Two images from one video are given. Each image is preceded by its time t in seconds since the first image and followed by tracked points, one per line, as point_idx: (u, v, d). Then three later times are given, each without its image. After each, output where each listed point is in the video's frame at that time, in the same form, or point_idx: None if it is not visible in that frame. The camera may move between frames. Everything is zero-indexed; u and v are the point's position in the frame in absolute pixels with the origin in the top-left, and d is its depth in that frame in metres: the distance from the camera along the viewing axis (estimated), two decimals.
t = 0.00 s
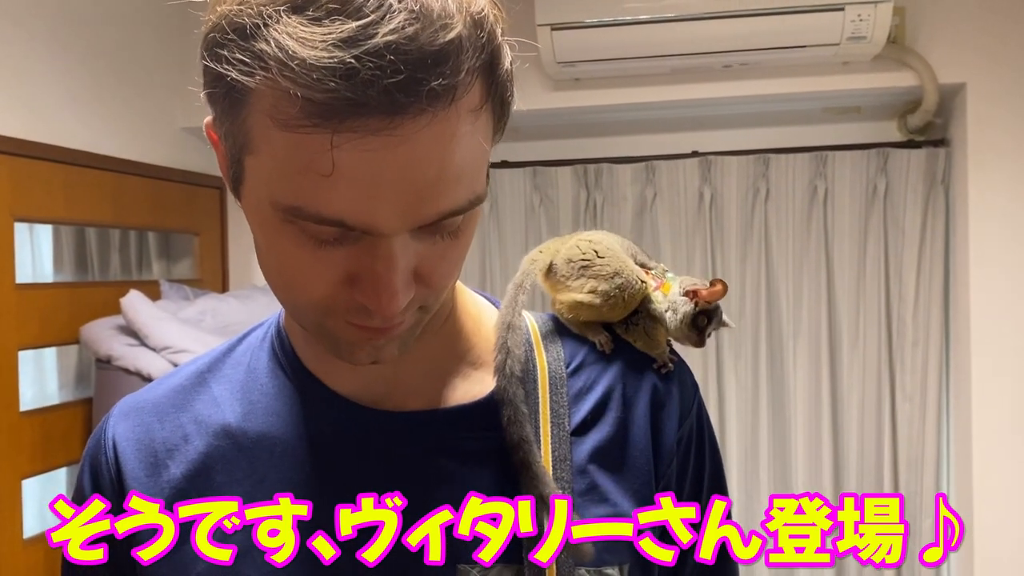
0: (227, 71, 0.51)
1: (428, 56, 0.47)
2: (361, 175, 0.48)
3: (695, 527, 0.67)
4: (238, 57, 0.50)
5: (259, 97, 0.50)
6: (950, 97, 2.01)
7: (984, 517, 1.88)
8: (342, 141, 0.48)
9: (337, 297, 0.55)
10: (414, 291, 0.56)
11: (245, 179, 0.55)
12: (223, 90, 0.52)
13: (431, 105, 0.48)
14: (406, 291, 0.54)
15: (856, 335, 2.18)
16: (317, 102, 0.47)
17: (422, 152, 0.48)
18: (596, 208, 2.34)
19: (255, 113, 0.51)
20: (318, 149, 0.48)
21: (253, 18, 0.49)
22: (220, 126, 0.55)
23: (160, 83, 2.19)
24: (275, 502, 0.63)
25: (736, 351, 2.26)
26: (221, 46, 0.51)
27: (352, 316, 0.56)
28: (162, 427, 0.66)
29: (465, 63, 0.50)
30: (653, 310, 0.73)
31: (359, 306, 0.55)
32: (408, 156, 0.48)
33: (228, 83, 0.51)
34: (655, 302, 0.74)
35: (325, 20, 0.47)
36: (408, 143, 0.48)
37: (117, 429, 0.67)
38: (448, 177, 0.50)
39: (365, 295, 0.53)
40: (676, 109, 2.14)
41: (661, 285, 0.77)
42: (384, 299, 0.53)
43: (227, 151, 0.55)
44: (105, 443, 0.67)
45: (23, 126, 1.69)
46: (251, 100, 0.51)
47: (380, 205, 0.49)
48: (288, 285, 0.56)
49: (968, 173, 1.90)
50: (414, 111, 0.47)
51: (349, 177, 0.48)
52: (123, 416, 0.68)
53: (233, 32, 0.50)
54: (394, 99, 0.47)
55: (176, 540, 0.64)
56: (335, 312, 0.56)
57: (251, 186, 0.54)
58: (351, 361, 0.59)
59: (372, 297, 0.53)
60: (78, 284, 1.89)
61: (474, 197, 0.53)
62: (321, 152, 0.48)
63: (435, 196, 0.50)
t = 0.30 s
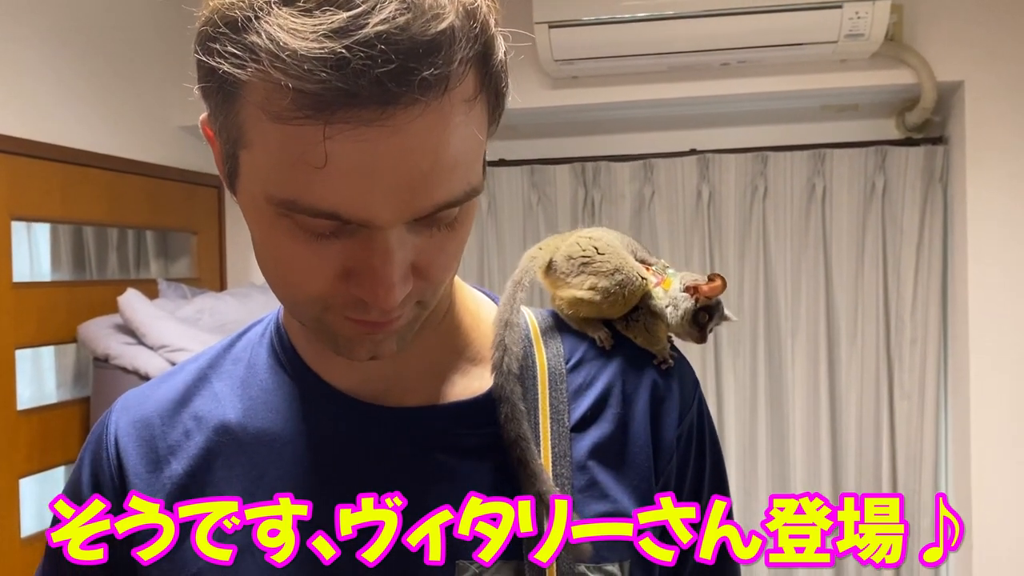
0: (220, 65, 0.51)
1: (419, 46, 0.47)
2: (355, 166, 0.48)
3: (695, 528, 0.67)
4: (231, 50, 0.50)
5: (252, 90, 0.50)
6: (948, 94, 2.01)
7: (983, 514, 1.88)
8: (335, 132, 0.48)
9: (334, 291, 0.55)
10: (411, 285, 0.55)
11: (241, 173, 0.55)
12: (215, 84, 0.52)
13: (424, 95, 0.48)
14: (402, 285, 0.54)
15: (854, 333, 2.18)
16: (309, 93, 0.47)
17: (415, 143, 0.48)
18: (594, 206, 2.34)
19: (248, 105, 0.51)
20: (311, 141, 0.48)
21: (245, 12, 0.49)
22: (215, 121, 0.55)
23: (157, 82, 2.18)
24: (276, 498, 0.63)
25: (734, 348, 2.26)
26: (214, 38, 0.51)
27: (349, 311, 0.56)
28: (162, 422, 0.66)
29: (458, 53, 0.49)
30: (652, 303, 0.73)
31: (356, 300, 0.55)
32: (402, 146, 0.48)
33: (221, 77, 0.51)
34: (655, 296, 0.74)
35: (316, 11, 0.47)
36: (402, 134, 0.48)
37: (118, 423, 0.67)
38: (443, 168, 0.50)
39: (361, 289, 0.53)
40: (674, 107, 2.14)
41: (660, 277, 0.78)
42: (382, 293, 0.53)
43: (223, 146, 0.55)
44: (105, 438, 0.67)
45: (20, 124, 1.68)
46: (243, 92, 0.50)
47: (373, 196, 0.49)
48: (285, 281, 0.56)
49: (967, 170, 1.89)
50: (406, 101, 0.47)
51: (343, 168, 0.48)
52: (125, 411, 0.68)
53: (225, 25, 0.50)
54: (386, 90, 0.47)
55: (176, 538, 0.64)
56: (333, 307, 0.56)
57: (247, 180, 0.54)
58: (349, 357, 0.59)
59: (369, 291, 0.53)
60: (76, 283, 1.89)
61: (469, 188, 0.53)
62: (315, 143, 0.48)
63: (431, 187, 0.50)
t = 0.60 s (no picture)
0: (230, 51, 0.53)
1: (426, 17, 0.50)
2: (370, 138, 0.50)
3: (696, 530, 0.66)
4: (240, 35, 0.52)
5: (262, 74, 0.52)
6: (946, 92, 2.01)
7: (980, 512, 1.88)
8: (349, 105, 0.49)
9: (349, 279, 0.55)
10: (426, 266, 0.55)
11: (248, 164, 0.56)
12: (224, 74, 0.55)
13: (433, 65, 0.50)
14: (419, 264, 0.54)
15: (852, 331, 2.18)
16: (322, 69, 0.49)
17: (428, 112, 0.50)
18: (592, 204, 2.34)
19: (257, 90, 0.52)
20: (325, 116, 0.50)
21: None
22: (220, 117, 0.57)
23: (156, 80, 2.18)
24: (274, 493, 0.62)
25: (732, 346, 2.27)
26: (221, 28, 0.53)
27: (363, 297, 0.55)
28: (162, 420, 0.66)
29: (460, 27, 0.52)
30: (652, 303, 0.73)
31: (372, 285, 0.55)
32: (415, 117, 0.50)
33: (230, 65, 0.54)
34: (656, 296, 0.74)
35: None
36: (414, 105, 0.50)
37: (117, 422, 0.67)
38: (454, 140, 0.52)
39: (379, 272, 0.53)
40: (672, 105, 2.14)
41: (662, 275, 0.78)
42: (398, 273, 0.53)
43: (229, 141, 0.57)
44: (103, 436, 0.67)
45: (18, 122, 1.68)
46: (253, 76, 0.52)
47: (389, 168, 0.50)
48: (296, 270, 0.56)
49: (965, 169, 1.89)
50: (417, 70, 0.50)
51: (358, 140, 0.50)
52: (124, 410, 0.68)
53: (233, 14, 0.53)
54: (398, 60, 0.49)
55: (173, 532, 0.62)
56: (348, 295, 0.55)
57: (256, 170, 0.55)
58: (364, 348, 0.58)
59: (386, 271, 0.53)
60: (74, 281, 1.89)
61: (479, 163, 0.54)
62: (329, 119, 0.50)
63: (444, 159, 0.51)
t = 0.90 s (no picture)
0: (254, 39, 0.55)
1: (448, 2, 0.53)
2: (397, 119, 0.52)
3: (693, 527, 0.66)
4: (266, 22, 0.54)
5: (287, 60, 0.54)
6: (945, 90, 2.01)
7: (980, 510, 1.88)
8: (377, 86, 0.52)
9: (366, 269, 0.55)
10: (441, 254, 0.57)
11: (265, 155, 0.57)
12: (245, 64, 0.57)
13: (455, 46, 0.53)
14: (438, 249, 0.55)
15: (851, 330, 2.18)
16: (352, 51, 0.52)
17: (451, 93, 0.53)
18: (591, 203, 2.34)
19: (281, 77, 0.54)
20: (354, 99, 0.52)
21: None
22: (236, 111, 0.59)
23: (154, 79, 2.18)
24: (271, 493, 0.62)
25: (731, 345, 2.27)
26: (243, 17, 0.56)
27: (381, 287, 0.56)
28: (159, 420, 0.66)
29: (474, 15, 0.56)
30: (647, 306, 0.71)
31: (390, 274, 0.55)
32: (439, 98, 0.52)
33: (254, 52, 0.56)
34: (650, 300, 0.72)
35: None
36: (438, 86, 0.52)
37: (114, 422, 0.67)
38: (472, 122, 0.54)
39: (399, 259, 0.54)
40: (671, 103, 2.14)
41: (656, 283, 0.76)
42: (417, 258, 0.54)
43: (245, 132, 0.58)
44: (101, 437, 0.67)
45: (17, 121, 1.69)
46: (278, 63, 0.55)
47: (414, 147, 0.52)
48: (312, 262, 0.57)
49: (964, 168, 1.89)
50: (442, 52, 0.52)
51: (385, 121, 0.52)
52: (121, 410, 0.68)
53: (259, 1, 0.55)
54: (425, 41, 0.52)
55: (171, 532, 0.62)
56: (365, 285, 0.56)
57: (274, 159, 0.56)
58: (377, 340, 0.58)
59: (407, 256, 0.54)
60: (73, 280, 1.89)
61: (492, 148, 0.57)
62: (358, 101, 0.52)
63: (463, 140, 0.54)
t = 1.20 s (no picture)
0: (265, 34, 0.55)
1: None
2: (409, 115, 0.52)
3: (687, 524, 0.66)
4: (278, 17, 0.54)
5: (298, 55, 0.54)
6: (943, 88, 2.01)
7: (978, 509, 1.88)
8: (390, 83, 0.52)
9: (373, 264, 0.56)
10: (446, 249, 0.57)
11: (272, 150, 0.57)
12: (254, 59, 0.57)
13: (465, 44, 0.54)
14: (443, 244, 0.55)
15: (849, 329, 2.18)
16: (365, 48, 0.52)
17: (461, 90, 0.53)
18: (589, 201, 2.34)
19: (291, 72, 0.54)
20: (366, 95, 0.52)
21: None
22: (242, 106, 0.59)
23: (153, 77, 2.18)
24: (269, 490, 0.62)
25: (730, 344, 2.27)
26: (254, 12, 0.56)
27: (387, 282, 0.56)
28: (157, 418, 0.66)
29: (481, 13, 0.56)
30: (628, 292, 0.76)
31: (396, 269, 0.56)
32: (449, 94, 0.53)
33: (265, 48, 0.55)
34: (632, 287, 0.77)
35: None
36: (448, 83, 0.53)
37: (113, 420, 0.67)
38: (480, 119, 0.55)
39: (406, 253, 0.54)
40: (669, 102, 2.14)
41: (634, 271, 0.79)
42: (424, 253, 0.54)
43: (252, 127, 0.58)
44: (99, 436, 0.67)
45: (16, 120, 1.69)
46: (289, 59, 0.54)
47: (426, 143, 0.52)
48: (318, 258, 0.57)
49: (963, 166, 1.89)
50: (453, 49, 0.53)
51: (397, 117, 0.52)
52: (119, 408, 0.68)
53: None
54: (437, 38, 0.52)
55: (169, 529, 0.62)
56: (371, 280, 0.56)
57: (282, 155, 0.56)
58: (381, 335, 0.59)
59: (414, 251, 0.54)
60: (72, 279, 1.89)
61: (497, 144, 0.57)
62: (370, 97, 0.52)
63: (471, 136, 0.54)
